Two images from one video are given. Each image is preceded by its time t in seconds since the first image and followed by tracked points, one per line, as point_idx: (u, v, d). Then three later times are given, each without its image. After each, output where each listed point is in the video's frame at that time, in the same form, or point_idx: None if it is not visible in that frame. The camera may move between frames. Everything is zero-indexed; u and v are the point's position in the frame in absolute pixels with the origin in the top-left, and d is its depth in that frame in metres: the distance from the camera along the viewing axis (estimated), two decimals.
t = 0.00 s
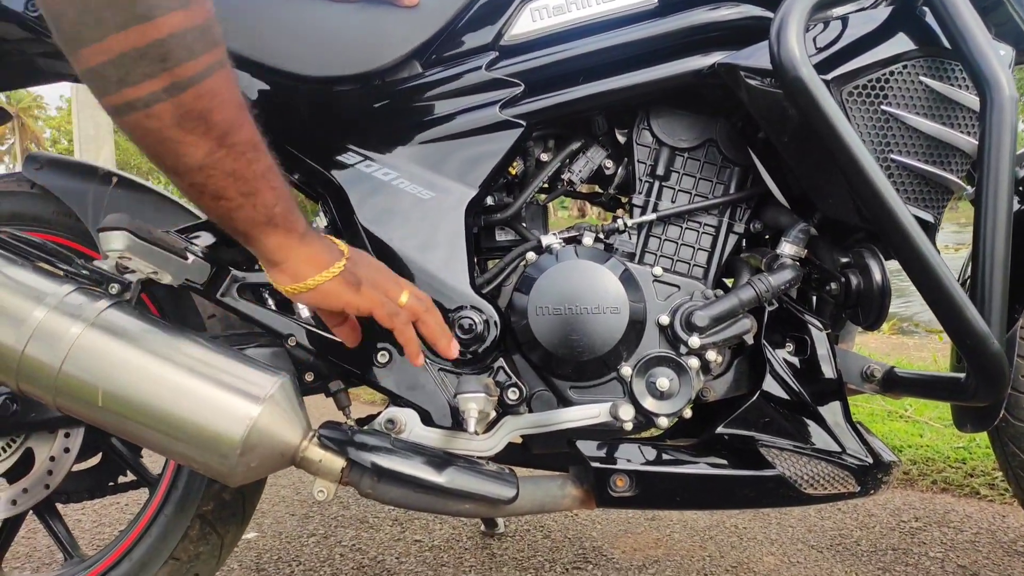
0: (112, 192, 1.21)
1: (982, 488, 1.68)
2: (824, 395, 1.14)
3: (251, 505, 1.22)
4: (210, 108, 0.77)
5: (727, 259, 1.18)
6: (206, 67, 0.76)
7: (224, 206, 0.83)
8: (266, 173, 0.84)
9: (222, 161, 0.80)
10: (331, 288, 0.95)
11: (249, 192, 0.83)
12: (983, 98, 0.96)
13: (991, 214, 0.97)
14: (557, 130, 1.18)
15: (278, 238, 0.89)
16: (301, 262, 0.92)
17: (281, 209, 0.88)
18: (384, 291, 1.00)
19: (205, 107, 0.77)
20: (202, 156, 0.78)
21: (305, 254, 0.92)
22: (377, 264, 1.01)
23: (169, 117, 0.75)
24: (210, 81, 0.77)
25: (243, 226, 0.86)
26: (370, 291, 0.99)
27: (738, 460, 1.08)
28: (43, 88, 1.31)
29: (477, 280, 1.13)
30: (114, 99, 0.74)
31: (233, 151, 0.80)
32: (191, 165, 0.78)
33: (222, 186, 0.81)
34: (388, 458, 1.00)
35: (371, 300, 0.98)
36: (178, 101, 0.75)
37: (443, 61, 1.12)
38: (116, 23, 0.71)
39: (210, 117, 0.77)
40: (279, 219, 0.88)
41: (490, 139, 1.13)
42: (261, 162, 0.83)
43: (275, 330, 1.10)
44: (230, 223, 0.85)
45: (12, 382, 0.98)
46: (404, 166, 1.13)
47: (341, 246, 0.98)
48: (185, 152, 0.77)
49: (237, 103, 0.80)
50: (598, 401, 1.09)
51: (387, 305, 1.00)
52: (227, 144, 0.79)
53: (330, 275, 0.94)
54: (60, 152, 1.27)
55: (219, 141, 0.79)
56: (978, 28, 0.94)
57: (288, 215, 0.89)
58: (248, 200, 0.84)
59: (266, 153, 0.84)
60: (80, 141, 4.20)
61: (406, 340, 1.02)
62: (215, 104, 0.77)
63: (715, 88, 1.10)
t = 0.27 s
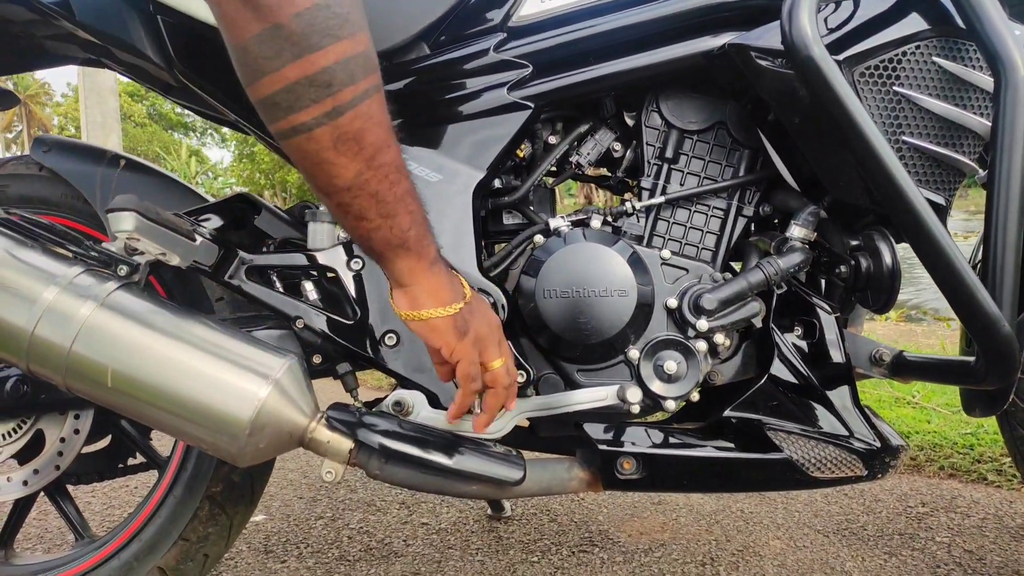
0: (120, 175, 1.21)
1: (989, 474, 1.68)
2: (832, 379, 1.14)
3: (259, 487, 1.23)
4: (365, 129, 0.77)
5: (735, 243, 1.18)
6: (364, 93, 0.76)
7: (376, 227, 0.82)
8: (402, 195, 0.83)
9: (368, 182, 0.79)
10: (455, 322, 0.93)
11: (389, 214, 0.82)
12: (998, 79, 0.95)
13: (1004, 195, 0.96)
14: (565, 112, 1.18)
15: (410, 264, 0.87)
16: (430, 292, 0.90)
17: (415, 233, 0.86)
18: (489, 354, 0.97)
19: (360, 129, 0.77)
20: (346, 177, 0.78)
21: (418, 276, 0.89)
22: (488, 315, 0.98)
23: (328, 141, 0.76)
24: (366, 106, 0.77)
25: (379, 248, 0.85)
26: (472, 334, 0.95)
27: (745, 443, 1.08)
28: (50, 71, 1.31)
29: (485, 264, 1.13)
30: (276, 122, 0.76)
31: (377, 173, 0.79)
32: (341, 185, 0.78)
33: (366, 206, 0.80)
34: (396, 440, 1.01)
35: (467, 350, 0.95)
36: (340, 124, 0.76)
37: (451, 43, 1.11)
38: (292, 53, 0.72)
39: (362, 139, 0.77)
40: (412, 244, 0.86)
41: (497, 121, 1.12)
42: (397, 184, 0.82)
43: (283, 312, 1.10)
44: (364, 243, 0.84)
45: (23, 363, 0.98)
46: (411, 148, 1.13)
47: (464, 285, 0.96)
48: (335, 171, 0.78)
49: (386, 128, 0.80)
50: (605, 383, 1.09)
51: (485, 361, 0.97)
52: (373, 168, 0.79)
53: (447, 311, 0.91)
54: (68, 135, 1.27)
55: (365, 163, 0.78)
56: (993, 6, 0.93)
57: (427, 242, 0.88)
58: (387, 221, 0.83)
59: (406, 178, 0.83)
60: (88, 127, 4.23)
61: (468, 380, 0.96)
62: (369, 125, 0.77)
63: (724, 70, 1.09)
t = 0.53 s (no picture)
0: (126, 170, 1.22)
1: (994, 469, 1.68)
2: (838, 374, 1.14)
3: (265, 480, 1.23)
4: (321, 123, 0.71)
5: (740, 238, 1.17)
6: (317, 89, 0.70)
7: (334, 208, 0.78)
8: (364, 176, 0.78)
9: (321, 171, 0.74)
10: (420, 290, 0.90)
11: (347, 196, 0.78)
12: (1004, 72, 0.94)
13: (1010, 189, 0.96)
14: (570, 107, 1.18)
15: (370, 238, 0.83)
16: (395, 261, 0.86)
17: (376, 209, 0.81)
18: (456, 314, 0.96)
19: (315, 124, 0.71)
20: (302, 165, 0.73)
21: (382, 250, 0.85)
22: (454, 274, 0.96)
23: (279, 133, 0.70)
24: (319, 99, 0.71)
25: (338, 226, 0.81)
26: (437, 298, 0.93)
27: (749, 438, 1.08)
28: (54, 67, 1.31)
29: (488, 259, 1.13)
30: (226, 116, 0.70)
31: (335, 162, 0.74)
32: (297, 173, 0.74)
33: (323, 191, 0.76)
34: (401, 434, 1.01)
35: (429, 313, 0.92)
36: (294, 120, 0.70)
37: (455, 38, 1.11)
38: (236, 52, 0.65)
39: (321, 132, 0.72)
40: (372, 220, 0.82)
41: (501, 116, 1.12)
42: (358, 166, 0.77)
43: (289, 307, 1.11)
44: (323, 222, 0.80)
45: (30, 357, 0.99)
46: (416, 144, 1.13)
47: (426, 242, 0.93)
48: (289, 162, 0.73)
49: (345, 116, 0.74)
50: (609, 378, 1.09)
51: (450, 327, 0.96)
52: (331, 156, 0.74)
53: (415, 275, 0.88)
54: (73, 131, 1.27)
55: (320, 153, 0.73)
56: None
57: (388, 212, 0.84)
58: (346, 203, 0.78)
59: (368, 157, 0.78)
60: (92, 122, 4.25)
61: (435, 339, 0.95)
62: (324, 121, 0.72)
63: (729, 64, 1.09)
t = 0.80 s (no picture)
0: (134, 157, 1.21)
1: (1002, 459, 1.68)
2: (846, 362, 1.14)
3: (273, 467, 1.24)
4: (333, 109, 0.70)
5: (749, 226, 1.17)
6: (331, 71, 0.69)
7: (349, 196, 0.77)
8: (380, 164, 0.77)
9: (335, 158, 0.73)
10: (433, 284, 0.90)
11: (361, 185, 0.77)
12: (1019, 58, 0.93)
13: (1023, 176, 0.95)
14: (579, 93, 1.17)
15: (386, 229, 0.83)
16: (409, 252, 0.86)
17: (392, 199, 0.81)
18: (470, 310, 0.95)
19: (325, 110, 0.70)
20: (316, 152, 0.72)
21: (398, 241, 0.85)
22: (470, 265, 0.95)
23: (293, 118, 0.69)
24: (332, 83, 0.69)
25: (354, 214, 0.80)
26: (451, 294, 0.92)
27: (757, 425, 1.08)
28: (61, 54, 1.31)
29: (497, 246, 1.12)
30: (239, 100, 0.69)
31: (348, 148, 0.73)
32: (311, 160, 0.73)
33: (337, 178, 0.75)
34: (409, 419, 1.01)
35: (442, 308, 0.93)
36: (305, 104, 0.69)
37: (463, 24, 1.10)
38: (245, 32, 0.64)
39: (332, 117, 0.71)
40: (387, 210, 0.81)
41: (510, 102, 1.11)
42: (375, 153, 0.76)
43: (296, 293, 1.10)
44: (338, 210, 0.79)
45: (40, 343, 0.99)
46: (425, 130, 1.13)
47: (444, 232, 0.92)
48: (303, 149, 0.72)
49: (359, 101, 0.73)
50: (618, 366, 1.09)
51: (460, 321, 0.96)
52: (345, 143, 0.73)
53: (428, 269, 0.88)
54: (80, 118, 1.27)
55: (333, 139, 0.72)
56: None
57: (405, 201, 0.83)
58: (360, 192, 0.77)
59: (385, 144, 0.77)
60: (97, 112, 4.26)
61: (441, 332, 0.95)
62: (336, 106, 0.71)
63: (739, 50, 1.08)
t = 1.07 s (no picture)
0: (135, 154, 1.20)
1: (1008, 457, 1.67)
2: (852, 361, 1.12)
3: (276, 466, 1.23)
4: (294, 115, 0.69)
5: (755, 224, 1.15)
6: (294, 74, 0.68)
7: (299, 228, 0.72)
8: (337, 197, 0.72)
9: (287, 173, 0.70)
10: (367, 372, 0.80)
11: (314, 219, 0.72)
12: None
13: None
14: (583, 90, 1.16)
15: (330, 282, 0.76)
16: (358, 332, 0.78)
17: (340, 248, 0.74)
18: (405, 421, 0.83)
19: (288, 113, 0.69)
20: (269, 166, 0.70)
21: (342, 312, 0.78)
22: (434, 348, 0.83)
23: (250, 121, 0.69)
24: (299, 86, 0.69)
25: (300, 252, 0.74)
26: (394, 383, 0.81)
27: (762, 425, 1.07)
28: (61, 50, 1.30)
29: (500, 244, 1.11)
30: (204, 92, 0.70)
31: (305, 166, 0.70)
32: (263, 176, 0.70)
33: (286, 204, 0.71)
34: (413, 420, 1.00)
35: (375, 402, 0.82)
36: (263, 104, 0.68)
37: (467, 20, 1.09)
38: (218, 14, 0.67)
39: (292, 125, 0.69)
40: (340, 261, 0.75)
41: (513, 98, 1.10)
42: (334, 183, 0.72)
43: (299, 292, 1.10)
44: (287, 243, 0.74)
45: (41, 343, 0.98)
46: (428, 127, 1.12)
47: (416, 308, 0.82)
48: (257, 158, 0.70)
49: (329, 115, 0.71)
50: (621, 365, 1.08)
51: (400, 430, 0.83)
52: (300, 159, 0.70)
53: (365, 352, 0.79)
54: (81, 114, 1.26)
55: (290, 150, 0.69)
56: None
57: (369, 256, 0.76)
58: (307, 227, 0.72)
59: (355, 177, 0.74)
60: (99, 107, 4.27)
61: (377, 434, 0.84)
62: (298, 113, 0.69)
63: (745, 45, 1.07)
